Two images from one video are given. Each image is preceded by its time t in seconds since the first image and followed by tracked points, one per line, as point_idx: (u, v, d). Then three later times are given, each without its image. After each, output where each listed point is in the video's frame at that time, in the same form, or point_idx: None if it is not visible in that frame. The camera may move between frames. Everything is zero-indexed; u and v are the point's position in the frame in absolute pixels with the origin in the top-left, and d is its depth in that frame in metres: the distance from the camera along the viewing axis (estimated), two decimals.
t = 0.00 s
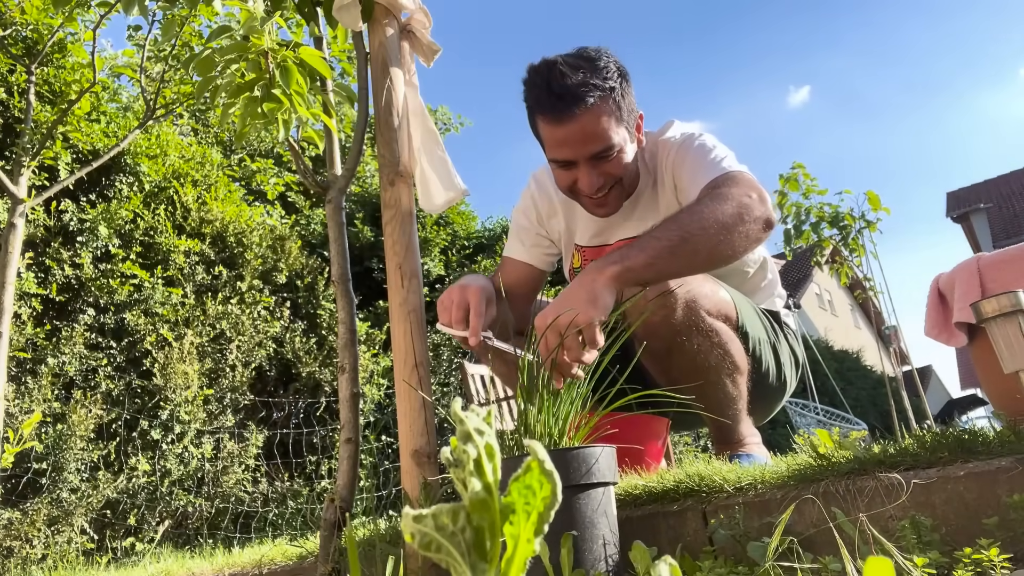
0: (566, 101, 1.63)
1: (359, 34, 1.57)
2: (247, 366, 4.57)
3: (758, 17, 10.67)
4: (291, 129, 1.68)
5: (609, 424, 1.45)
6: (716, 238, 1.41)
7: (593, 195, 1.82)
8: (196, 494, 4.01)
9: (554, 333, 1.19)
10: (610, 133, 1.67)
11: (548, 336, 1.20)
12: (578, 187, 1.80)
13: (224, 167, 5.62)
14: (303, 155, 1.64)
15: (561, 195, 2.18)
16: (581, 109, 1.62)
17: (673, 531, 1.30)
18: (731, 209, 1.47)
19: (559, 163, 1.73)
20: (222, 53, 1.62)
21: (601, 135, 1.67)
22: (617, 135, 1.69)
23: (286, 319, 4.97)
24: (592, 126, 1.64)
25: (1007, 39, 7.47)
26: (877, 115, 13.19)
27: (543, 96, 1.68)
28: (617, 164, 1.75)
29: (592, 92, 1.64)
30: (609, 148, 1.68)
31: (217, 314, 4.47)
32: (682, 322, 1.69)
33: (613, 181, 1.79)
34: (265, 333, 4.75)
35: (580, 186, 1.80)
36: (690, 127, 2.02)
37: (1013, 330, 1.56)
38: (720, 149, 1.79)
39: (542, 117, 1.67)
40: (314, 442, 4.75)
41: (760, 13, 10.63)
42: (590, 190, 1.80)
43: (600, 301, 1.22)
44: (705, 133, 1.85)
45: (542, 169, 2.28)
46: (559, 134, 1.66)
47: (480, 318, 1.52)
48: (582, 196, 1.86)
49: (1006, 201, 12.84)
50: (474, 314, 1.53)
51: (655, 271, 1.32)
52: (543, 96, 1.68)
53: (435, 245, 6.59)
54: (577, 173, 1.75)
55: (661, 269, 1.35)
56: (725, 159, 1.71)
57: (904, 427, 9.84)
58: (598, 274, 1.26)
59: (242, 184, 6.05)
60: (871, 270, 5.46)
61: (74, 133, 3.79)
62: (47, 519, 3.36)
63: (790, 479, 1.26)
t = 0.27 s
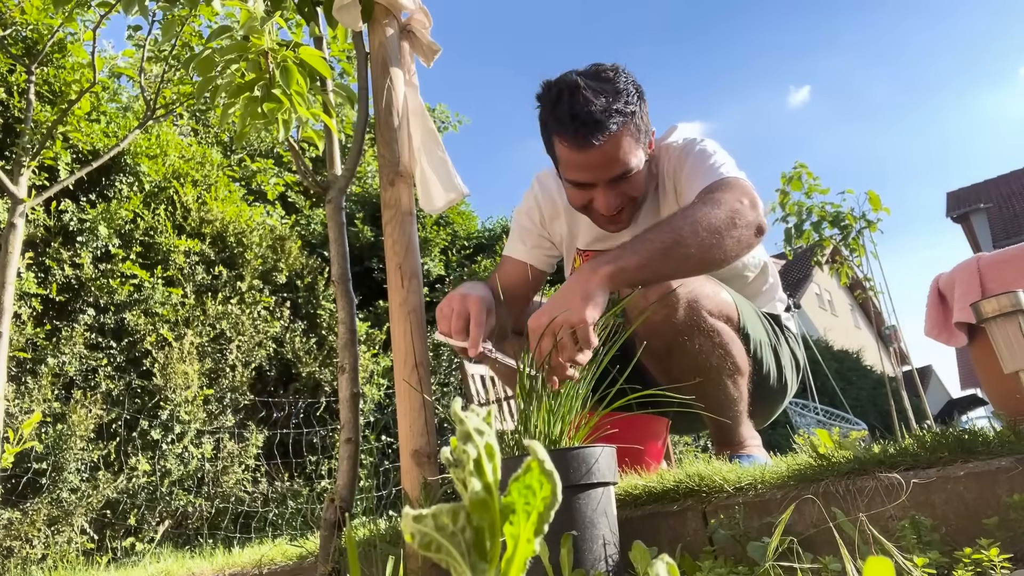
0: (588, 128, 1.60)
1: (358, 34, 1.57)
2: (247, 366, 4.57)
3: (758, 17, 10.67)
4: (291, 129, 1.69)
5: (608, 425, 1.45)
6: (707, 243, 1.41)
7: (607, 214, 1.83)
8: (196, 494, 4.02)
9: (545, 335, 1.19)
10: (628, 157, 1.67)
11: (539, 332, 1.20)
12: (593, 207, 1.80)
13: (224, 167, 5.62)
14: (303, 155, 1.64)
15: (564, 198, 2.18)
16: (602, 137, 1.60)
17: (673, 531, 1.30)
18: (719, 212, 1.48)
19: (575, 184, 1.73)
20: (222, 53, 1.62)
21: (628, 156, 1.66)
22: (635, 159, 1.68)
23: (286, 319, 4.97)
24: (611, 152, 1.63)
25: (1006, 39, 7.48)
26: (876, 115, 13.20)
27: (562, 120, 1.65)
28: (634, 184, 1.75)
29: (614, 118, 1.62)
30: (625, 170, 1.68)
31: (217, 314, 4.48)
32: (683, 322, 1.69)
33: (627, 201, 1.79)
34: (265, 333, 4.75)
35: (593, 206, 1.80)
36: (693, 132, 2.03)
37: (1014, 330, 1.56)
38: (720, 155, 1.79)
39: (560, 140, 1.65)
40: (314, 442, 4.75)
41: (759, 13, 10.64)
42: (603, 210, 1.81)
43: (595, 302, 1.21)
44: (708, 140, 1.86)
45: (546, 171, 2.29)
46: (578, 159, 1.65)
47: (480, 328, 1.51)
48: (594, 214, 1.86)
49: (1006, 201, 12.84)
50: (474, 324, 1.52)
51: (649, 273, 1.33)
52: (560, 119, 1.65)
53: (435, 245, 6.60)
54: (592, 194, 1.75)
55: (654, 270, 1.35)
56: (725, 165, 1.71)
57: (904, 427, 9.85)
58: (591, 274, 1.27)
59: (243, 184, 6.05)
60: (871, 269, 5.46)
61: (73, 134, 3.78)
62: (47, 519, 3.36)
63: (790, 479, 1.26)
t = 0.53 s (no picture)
0: (525, 112, 1.74)
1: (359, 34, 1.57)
2: (247, 366, 4.58)
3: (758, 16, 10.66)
4: (292, 129, 1.69)
5: (609, 425, 1.45)
6: (740, 254, 1.41)
7: (563, 212, 1.84)
8: (196, 494, 4.02)
9: (571, 347, 1.18)
10: (566, 145, 1.73)
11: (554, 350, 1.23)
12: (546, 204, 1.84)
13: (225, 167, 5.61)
14: (303, 155, 1.64)
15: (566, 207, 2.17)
16: (535, 119, 1.73)
17: (673, 531, 1.30)
18: (752, 226, 1.48)
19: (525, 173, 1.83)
20: (223, 53, 1.62)
21: (592, 175, 1.79)
22: (575, 148, 1.74)
23: (286, 319, 4.97)
24: (545, 134, 1.72)
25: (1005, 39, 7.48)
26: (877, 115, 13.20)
27: (533, 150, 1.74)
28: (584, 180, 1.78)
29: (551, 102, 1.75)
30: (565, 159, 1.74)
31: (217, 314, 4.48)
32: (692, 320, 1.68)
33: (579, 198, 1.80)
34: (265, 333, 4.76)
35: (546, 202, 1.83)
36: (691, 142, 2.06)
37: (1014, 330, 1.56)
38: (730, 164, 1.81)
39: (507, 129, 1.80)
40: (314, 442, 4.76)
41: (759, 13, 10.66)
42: (557, 206, 1.83)
43: (624, 324, 1.20)
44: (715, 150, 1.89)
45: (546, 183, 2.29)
46: (519, 144, 1.77)
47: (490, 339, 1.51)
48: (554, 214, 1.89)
49: (1006, 201, 12.84)
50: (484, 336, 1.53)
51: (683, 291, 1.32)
52: (531, 148, 1.75)
53: (435, 246, 6.60)
54: (540, 186, 1.81)
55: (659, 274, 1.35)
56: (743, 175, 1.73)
57: (904, 427, 9.87)
58: (627, 290, 1.23)
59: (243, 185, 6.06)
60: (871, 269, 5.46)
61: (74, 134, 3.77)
62: (47, 519, 3.36)
63: (790, 479, 1.26)
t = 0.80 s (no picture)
0: (524, 108, 1.75)
1: (359, 34, 1.56)
2: (247, 366, 4.58)
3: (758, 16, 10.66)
4: (292, 129, 1.69)
5: (609, 425, 1.45)
6: (759, 238, 1.42)
7: (564, 208, 1.86)
8: (196, 494, 4.02)
9: (586, 286, 1.23)
10: (565, 141, 1.74)
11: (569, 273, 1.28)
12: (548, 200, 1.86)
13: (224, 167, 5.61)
14: (303, 155, 1.64)
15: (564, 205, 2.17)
16: (535, 115, 1.73)
17: (673, 531, 1.30)
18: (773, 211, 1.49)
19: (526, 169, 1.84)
20: (223, 53, 1.61)
21: (592, 170, 1.80)
22: (574, 144, 1.75)
23: (286, 319, 4.97)
24: (544, 131, 1.73)
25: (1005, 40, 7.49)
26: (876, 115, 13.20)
27: (532, 146, 1.76)
28: (585, 174, 1.79)
29: (549, 98, 1.75)
30: (565, 154, 1.75)
31: (217, 314, 4.48)
32: (689, 320, 1.69)
33: (580, 193, 1.82)
34: (265, 333, 4.76)
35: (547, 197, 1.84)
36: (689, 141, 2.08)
37: (1014, 330, 1.56)
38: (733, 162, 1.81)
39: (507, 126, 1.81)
40: (314, 442, 4.76)
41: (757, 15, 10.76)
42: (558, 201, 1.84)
43: (642, 271, 1.24)
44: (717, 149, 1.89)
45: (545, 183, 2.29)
46: (519, 140, 1.78)
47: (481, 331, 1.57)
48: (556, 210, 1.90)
49: (1006, 201, 12.85)
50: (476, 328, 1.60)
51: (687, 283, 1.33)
52: (529, 143, 1.76)
53: (435, 246, 6.60)
54: (541, 181, 1.83)
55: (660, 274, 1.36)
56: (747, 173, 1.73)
57: (904, 427, 9.87)
58: (645, 240, 1.26)
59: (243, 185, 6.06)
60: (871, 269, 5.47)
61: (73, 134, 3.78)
62: (47, 519, 3.36)
63: (790, 479, 1.26)
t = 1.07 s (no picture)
0: (526, 81, 1.84)
1: (359, 34, 1.57)
2: (247, 366, 4.58)
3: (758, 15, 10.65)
4: (292, 130, 1.69)
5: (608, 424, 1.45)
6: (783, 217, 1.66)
7: (561, 179, 1.93)
8: (196, 494, 4.02)
9: (654, 180, 1.39)
10: (566, 111, 1.84)
11: (631, 169, 1.44)
12: (546, 170, 1.92)
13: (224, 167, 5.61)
14: (303, 155, 1.64)
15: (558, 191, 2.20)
16: (537, 86, 1.83)
17: (673, 531, 1.30)
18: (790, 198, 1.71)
19: (526, 141, 1.91)
20: (223, 53, 1.61)
21: (590, 142, 1.89)
22: (575, 114, 1.85)
23: (286, 319, 4.97)
24: (547, 101, 1.82)
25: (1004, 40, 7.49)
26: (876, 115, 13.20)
27: (534, 116, 1.84)
28: (583, 145, 1.88)
29: (550, 72, 1.85)
30: (566, 124, 1.84)
31: (217, 314, 4.48)
32: (678, 325, 1.70)
33: (579, 164, 1.89)
34: (265, 333, 4.76)
35: (547, 167, 1.91)
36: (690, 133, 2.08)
37: (1013, 330, 1.56)
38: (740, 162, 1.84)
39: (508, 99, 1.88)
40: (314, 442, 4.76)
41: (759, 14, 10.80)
42: (556, 171, 1.91)
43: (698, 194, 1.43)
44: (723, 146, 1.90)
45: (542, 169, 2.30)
46: (521, 111, 1.85)
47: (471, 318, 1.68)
48: (552, 184, 1.96)
49: (1006, 201, 12.86)
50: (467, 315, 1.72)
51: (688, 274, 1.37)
52: (530, 114, 1.84)
53: (435, 246, 6.60)
54: (541, 152, 1.90)
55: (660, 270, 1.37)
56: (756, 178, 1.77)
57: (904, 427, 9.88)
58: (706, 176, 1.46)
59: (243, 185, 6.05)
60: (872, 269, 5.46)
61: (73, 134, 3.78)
62: (47, 519, 3.36)
63: (790, 479, 1.26)
